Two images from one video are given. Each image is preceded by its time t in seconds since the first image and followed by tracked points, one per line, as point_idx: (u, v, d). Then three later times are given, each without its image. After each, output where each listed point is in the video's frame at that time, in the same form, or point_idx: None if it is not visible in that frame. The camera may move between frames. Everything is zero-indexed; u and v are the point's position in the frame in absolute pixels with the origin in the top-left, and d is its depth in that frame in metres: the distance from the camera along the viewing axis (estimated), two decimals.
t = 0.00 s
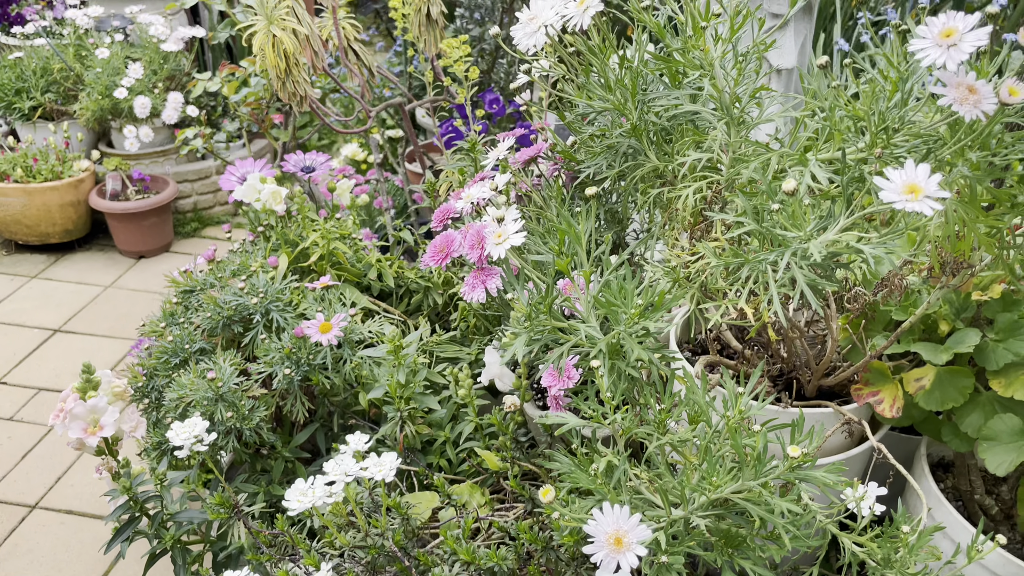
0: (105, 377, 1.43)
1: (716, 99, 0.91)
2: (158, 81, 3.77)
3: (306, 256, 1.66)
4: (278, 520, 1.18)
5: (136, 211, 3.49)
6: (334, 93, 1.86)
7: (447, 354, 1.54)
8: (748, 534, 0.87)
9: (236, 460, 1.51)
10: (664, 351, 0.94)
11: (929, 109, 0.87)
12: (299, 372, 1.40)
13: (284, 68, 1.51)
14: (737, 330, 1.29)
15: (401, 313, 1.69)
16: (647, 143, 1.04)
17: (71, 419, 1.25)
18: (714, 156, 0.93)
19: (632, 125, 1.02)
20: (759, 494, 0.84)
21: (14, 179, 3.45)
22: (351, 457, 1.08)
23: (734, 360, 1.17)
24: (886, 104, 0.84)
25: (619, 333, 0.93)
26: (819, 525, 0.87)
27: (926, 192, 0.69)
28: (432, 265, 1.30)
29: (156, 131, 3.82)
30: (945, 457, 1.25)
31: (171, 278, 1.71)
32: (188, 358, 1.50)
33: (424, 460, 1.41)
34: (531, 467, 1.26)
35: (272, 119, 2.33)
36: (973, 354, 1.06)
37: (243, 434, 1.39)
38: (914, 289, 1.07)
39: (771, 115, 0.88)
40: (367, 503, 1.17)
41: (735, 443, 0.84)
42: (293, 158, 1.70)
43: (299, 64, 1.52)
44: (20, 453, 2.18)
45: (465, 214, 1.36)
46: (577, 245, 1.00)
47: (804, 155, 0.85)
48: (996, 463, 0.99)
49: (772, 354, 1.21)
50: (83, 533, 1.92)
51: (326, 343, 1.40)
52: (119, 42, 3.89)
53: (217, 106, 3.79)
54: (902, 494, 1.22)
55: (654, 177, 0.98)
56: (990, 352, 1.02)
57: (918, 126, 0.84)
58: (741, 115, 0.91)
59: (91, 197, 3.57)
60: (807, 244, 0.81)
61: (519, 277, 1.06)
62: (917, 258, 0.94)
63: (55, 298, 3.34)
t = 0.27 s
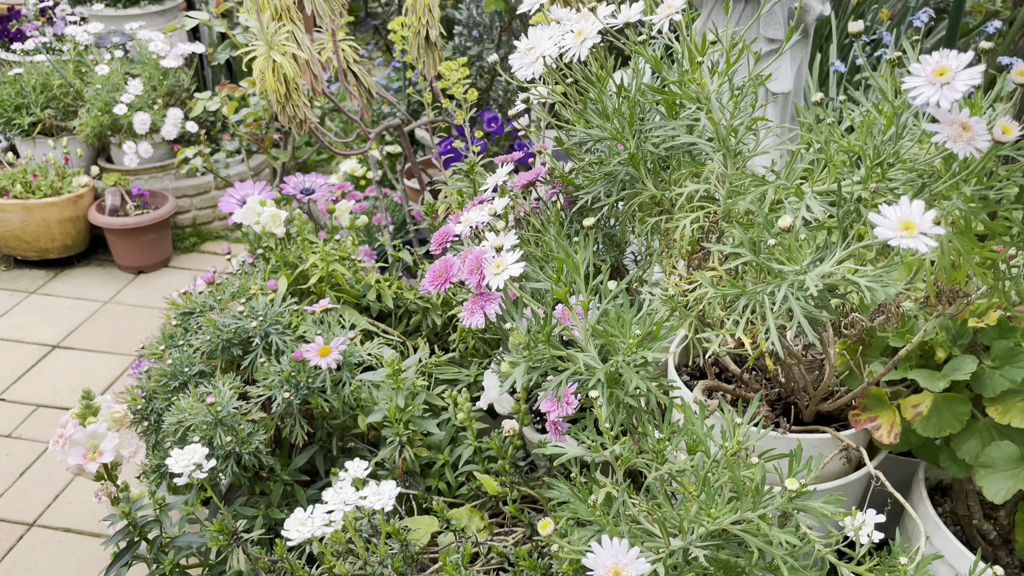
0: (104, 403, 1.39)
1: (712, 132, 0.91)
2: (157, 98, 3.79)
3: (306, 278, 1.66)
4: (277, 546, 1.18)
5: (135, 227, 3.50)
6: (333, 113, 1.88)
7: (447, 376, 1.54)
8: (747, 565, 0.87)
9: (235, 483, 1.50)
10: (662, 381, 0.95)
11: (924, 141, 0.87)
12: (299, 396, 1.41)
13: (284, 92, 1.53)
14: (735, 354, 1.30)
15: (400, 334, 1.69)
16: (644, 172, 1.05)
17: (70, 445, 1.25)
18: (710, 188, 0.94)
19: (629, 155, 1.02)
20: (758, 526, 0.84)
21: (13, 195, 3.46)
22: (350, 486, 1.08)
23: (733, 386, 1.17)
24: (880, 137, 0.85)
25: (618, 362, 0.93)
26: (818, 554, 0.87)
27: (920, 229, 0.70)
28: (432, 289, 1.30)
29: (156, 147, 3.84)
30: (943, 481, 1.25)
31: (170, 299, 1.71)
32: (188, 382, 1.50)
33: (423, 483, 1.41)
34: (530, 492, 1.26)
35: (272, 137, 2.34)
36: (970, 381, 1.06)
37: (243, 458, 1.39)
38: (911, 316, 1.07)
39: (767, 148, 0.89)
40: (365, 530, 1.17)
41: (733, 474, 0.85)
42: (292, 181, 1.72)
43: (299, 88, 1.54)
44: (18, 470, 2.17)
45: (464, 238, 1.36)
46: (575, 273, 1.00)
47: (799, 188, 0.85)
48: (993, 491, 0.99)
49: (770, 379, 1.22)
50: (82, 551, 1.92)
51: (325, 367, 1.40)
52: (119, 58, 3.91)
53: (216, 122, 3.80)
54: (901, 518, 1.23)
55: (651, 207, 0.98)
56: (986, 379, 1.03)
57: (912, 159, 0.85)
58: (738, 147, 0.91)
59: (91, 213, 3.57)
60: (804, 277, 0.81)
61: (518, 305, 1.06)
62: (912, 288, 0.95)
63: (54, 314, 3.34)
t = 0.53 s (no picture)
0: (102, 431, 1.40)
1: (707, 167, 0.92)
2: (156, 113, 3.80)
3: (303, 301, 1.67)
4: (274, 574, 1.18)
5: (133, 242, 3.50)
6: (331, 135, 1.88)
7: (444, 400, 1.54)
8: None
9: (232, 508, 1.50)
10: (658, 414, 0.95)
11: (917, 177, 0.88)
12: (296, 422, 1.40)
13: (282, 118, 1.54)
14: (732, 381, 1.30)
15: (397, 356, 1.69)
16: (640, 204, 1.05)
17: (67, 473, 1.26)
18: (706, 222, 0.95)
19: (625, 187, 1.03)
20: (753, 563, 0.84)
21: (11, 211, 3.46)
22: (346, 519, 1.08)
23: (730, 414, 1.17)
24: (873, 175, 0.85)
25: (614, 397, 0.93)
26: None
27: (914, 271, 0.71)
28: (429, 317, 1.30)
29: (154, 162, 3.84)
30: (939, 508, 1.25)
31: (168, 323, 1.71)
32: (185, 407, 1.50)
33: (421, 508, 1.40)
34: (527, 520, 1.26)
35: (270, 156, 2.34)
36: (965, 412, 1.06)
37: (240, 484, 1.39)
38: (906, 346, 1.07)
39: (762, 184, 0.89)
40: (362, 559, 1.17)
41: (730, 511, 0.85)
42: (290, 205, 1.72)
43: (297, 114, 1.55)
44: (15, 487, 2.17)
45: (461, 264, 1.37)
46: (571, 305, 1.00)
47: (794, 226, 0.86)
48: (988, 523, 0.99)
49: (767, 407, 1.22)
50: (78, 571, 1.91)
51: (322, 393, 1.40)
52: (118, 74, 3.92)
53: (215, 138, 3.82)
54: (898, 546, 1.23)
55: (647, 240, 0.99)
56: (982, 410, 1.03)
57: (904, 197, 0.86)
58: (732, 182, 0.92)
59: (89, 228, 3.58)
60: (799, 315, 0.82)
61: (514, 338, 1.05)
62: (907, 321, 0.95)
63: (52, 329, 3.34)
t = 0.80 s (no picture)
0: (92, 456, 1.43)
1: (706, 193, 0.91)
2: (150, 125, 3.79)
3: (298, 320, 1.65)
4: None
5: (127, 254, 3.48)
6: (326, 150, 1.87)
7: (440, 421, 1.52)
8: None
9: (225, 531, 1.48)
10: (657, 443, 0.93)
11: (918, 203, 0.87)
12: (289, 444, 1.38)
13: (276, 137, 1.53)
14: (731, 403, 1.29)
15: (392, 375, 1.67)
16: (637, 227, 1.04)
17: (57, 499, 1.25)
18: (704, 247, 0.93)
19: (622, 211, 1.02)
20: None
21: (4, 223, 3.44)
22: (340, 548, 1.07)
23: (729, 438, 1.15)
24: (874, 203, 0.84)
25: (612, 426, 0.92)
26: None
27: (916, 303, 0.69)
28: (424, 339, 1.29)
29: (149, 174, 3.83)
30: (940, 532, 1.24)
31: (161, 341, 1.69)
32: (177, 429, 1.48)
33: (416, 532, 1.39)
34: (524, 545, 1.24)
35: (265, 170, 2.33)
36: (966, 438, 1.05)
37: (232, 508, 1.37)
38: (908, 371, 1.06)
39: (761, 210, 0.88)
40: None
41: (730, 544, 0.84)
42: (284, 223, 1.70)
43: (292, 133, 1.54)
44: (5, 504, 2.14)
45: (457, 284, 1.36)
46: (569, 331, 0.98)
47: (794, 253, 0.85)
48: (991, 552, 0.98)
49: (766, 430, 1.20)
50: None
51: (316, 416, 1.37)
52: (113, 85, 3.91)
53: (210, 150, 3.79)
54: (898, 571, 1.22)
55: (645, 266, 0.98)
56: (983, 436, 1.02)
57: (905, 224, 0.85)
58: (731, 208, 0.91)
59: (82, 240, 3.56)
60: (799, 346, 0.80)
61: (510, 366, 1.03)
62: (908, 348, 0.94)
63: (45, 342, 3.31)
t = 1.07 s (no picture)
0: (86, 485, 1.42)
1: (711, 224, 0.89)
2: (144, 137, 3.77)
3: (294, 342, 1.63)
4: None
5: (121, 267, 3.46)
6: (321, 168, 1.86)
7: (438, 445, 1.51)
8: None
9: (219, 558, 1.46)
10: (661, 478, 0.92)
11: (926, 236, 0.86)
12: (285, 471, 1.36)
13: (273, 158, 1.51)
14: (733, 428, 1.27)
15: (389, 397, 1.66)
16: (640, 255, 1.03)
17: (49, 530, 1.23)
18: (709, 279, 0.92)
19: (625, 239, 1.00)
20: None
21: None
22: None
23: (732, 466, 1.13)
24: (882, 236, 0.83)
25: (616, 461, 0.90)
26: None
27: (929, 343, 0.68)
28: (423, 365, 1.27)
29: (142, 186, 3.80)
30: (945, 560, 1.23)
31: (154, 362, 1.67)
32: (171, 454, 1.46)
33: (414, 559, 1.37)
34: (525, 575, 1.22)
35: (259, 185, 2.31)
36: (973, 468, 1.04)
37: (228, 536, 1.35)
38: (914, 401, 1.05)
39: (767, 242, 0.87)
40: None
41: None
42: (280, 243, 1.68)
43: (288, 154, 1.52)
44: None
45: (456, 307, 1.34)
46: (571, 363, 0.96)
47: (802, 287, 0.83)
48: None
49: (770, 458, 1.19)
50: None
51: (313, 442, 1.36)
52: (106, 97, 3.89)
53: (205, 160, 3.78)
54: None
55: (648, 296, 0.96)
56: (991, 467, 1.01)
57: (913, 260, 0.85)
58: (737, 239, 0.89)
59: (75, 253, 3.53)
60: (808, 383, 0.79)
61: (511, 399, 1.01)
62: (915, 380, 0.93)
63: (37, 357, 3.28)
